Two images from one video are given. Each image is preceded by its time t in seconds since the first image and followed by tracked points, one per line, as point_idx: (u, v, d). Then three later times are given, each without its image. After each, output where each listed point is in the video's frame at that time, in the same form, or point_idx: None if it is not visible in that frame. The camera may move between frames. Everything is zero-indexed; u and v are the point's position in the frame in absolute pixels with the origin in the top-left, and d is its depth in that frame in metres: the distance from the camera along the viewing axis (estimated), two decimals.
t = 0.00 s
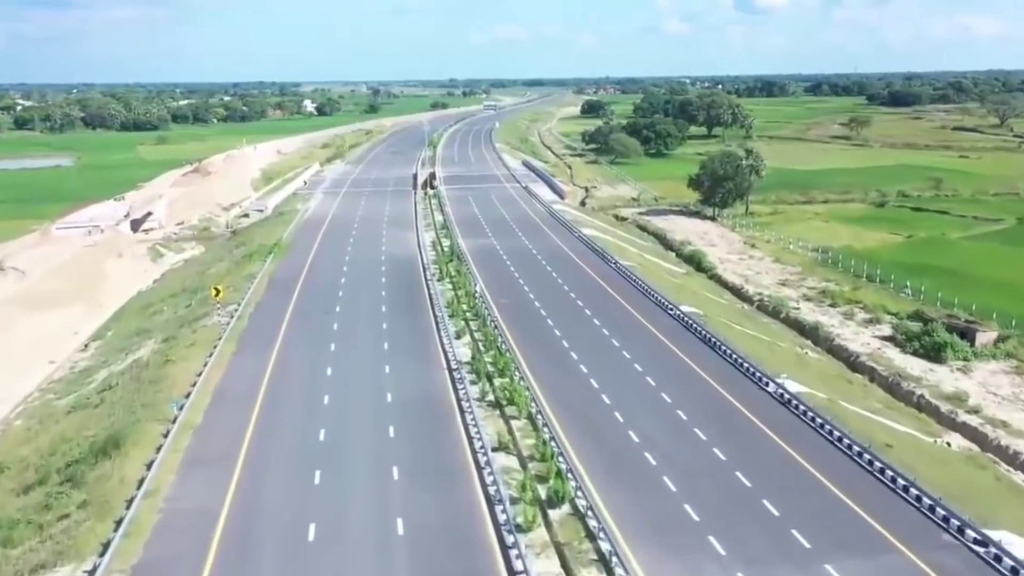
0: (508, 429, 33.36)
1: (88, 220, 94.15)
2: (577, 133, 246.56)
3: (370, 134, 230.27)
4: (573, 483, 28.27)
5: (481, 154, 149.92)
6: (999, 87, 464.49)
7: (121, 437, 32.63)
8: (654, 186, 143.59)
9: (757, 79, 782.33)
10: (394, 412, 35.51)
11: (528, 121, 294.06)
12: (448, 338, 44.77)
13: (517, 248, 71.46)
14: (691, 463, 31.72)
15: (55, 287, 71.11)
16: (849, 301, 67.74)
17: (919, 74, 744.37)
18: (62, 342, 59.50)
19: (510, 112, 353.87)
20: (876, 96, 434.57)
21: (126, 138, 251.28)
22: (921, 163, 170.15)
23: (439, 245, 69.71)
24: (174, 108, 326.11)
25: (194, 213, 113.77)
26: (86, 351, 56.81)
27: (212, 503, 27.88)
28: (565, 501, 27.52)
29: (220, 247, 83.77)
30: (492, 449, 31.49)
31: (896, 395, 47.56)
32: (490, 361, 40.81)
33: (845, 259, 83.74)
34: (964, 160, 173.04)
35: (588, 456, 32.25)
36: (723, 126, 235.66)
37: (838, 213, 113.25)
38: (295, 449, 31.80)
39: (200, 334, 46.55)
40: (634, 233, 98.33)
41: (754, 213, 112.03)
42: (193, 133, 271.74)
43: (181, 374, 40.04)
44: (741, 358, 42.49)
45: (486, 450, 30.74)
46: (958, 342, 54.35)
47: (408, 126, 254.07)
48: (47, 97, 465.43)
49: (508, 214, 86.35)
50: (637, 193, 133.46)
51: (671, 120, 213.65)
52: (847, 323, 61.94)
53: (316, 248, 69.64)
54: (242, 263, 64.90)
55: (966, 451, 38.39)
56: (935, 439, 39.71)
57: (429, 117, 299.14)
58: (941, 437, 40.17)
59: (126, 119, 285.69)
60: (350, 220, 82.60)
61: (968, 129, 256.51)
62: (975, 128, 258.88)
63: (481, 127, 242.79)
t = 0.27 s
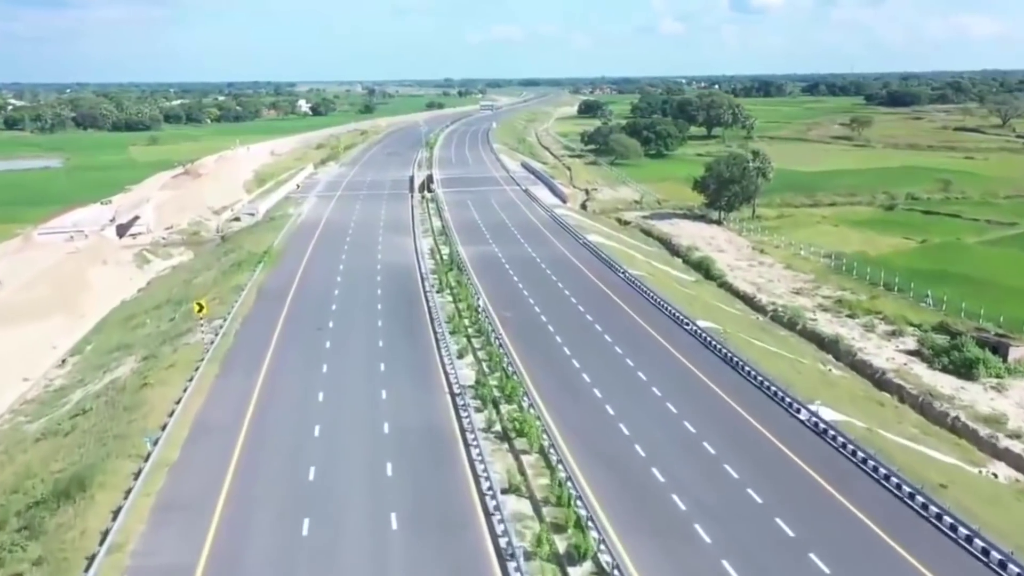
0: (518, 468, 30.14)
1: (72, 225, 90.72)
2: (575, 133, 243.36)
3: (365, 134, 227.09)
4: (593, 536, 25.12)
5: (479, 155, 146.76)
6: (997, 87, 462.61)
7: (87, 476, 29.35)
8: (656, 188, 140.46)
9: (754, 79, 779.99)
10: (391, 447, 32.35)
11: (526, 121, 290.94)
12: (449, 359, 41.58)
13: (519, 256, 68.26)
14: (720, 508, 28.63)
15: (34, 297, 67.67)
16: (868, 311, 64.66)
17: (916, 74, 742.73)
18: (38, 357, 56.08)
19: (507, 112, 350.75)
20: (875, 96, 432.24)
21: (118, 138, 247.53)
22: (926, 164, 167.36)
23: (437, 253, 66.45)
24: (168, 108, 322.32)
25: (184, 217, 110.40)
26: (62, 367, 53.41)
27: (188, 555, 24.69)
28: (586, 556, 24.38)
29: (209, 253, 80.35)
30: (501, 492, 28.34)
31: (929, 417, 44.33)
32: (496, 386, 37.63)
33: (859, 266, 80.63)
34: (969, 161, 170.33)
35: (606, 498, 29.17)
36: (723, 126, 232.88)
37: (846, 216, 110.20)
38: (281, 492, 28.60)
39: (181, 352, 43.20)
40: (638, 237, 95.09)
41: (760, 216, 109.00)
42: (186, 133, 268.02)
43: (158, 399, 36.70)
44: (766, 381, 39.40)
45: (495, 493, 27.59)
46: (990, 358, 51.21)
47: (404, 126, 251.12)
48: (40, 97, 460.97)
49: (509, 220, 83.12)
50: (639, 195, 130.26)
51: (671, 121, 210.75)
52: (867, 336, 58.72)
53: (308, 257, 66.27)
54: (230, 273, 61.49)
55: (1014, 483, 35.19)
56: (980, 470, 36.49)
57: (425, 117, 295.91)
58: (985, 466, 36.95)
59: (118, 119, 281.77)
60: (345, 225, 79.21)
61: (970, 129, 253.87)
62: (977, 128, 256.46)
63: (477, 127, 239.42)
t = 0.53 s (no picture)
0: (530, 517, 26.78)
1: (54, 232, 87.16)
2: (572, 134, 240.15)
3: (360, 135, 223.88)
4: None
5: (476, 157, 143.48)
6: (994, 87, 461.07)
7: (43, 528, 25.86)
8: (657, 191, 137.19)
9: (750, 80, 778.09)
10: (388, 490, 29.08)
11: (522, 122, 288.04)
12: (450, 384, 38.31)
13: (522, 266, 64.99)
14: (760, 564, 25.42)
15: (10, 311, 64.18)
16: (888, 322, 61.55)
17: (911, 75, 740.70)
18: (8, 377, 52.38)
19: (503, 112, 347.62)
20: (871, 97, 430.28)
21: (108, 139, 243.64)
22: (930, 165, 164.67)
23: (436, 262, 63.10)
24: (159, 109, 318.39)
25: (171, 223, 106.91)
26: (35, 388, 49.87)
27: None
28: None
29: (196, 261, 76.78)
30: (512, 546, 25.07)
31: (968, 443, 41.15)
32: (503, 416, 34.35)
33: (873, 273, 77.46)
34: (974, 162, 167.74)
35: (631, 553, 25.93)
36: (722, 127, 230.22)
37: (854, 220, 107.06)
38: (263, 547, 25.27)
39: (161, 374, 39.65)
40: (642, 242, 91.77)
41: (766, 220, 105.99)
42: (177, 134, 264.13)
43: (131, 432, 33.19)
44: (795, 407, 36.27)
45: (506, 549, 24.33)
46: None
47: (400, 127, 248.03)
48: (30, 97, 456.17)
49: (509, 226, 79.88)
50: (641, 198, 126.96)
51: (670, 122, 207.93)
52: (891, 350, 55.49)
53: (299, 267, 62.76)
54: (216, 284, 57.91)
55: None
56: None
57: (420, 117, 292.74)
58: None
59: (108, 119, 277.76)
60: (338, 233, 75.73)
61: (970, 130, 251.52)
62: (977, 129, 254.18)
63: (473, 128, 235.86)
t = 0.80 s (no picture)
0: None
1: (34, 240, 83.59)
2: (569, 134, 238.18)
3: (354, 135, 220.61)
4: None
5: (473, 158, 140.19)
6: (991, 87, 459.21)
7: None
8: (658, 193, 133.96)
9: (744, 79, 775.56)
10: (385, 542, 25.70)
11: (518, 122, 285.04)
12: (451, 412, 35.05)
13: (524, 274, 61.66)
14: None
15: None
16: (911, 335, 58.42)
17: (906, 74, 739.14)
18: None
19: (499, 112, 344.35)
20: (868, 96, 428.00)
21: (97, 139, 239.62)
22: (935, 166, 161.89)
23: (433, 271, 59.78)
24: (150, 108, 314.30)
25: (158, 228, 103.34)
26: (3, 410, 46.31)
27: None
28: None
29: (181, 269, 73.23)
30: None
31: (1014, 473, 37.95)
32: (511, 453, 31.12)
33: (889, 280, 74.34)
34: (978, 163, 165.01)
35: None
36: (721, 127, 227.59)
37: (863, 224, 104.00)
38: None
39: (133, 401, 36.14)
40: (646, 248, 88.51)
41: (772, 223, 102.92)
42: (168, 134, 260.09)
43: (97, 474, 29.76)
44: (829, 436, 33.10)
45: None
46: None
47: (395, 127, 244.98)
48: (19, 96, 451.06)
49: (510, 231, 76.49)
50: (642, 201, 123.68)
51: (669, 122, 205.01)
52: (917, 366, 52.34)
53: (288, 276, 59.34)
54: (200, 296, 54.47)
55: None
56: None
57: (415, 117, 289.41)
58: None
59: (98, 119, 273.57)
60: (331, 240, 72.26)
61: (971, 130, 248.98)
62: (978, 129, 251.61)
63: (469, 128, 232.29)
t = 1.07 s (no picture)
0: None
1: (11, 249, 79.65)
2: (565, 134, 236.52)
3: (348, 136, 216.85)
4: None
5: (470, 160, 136.56)
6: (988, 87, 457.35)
7: None
8: (660, 196, 130.46)
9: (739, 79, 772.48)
10: None
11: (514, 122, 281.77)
12: (455, 454, 31.28)
13: (528, 287, 57.92)
14: None
15: None
16: (940, 351, 54.94)
17: (902, 74, 737.82)
18: None
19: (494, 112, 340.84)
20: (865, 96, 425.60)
21: (86, 140, 235.29)
22: (940, 168, 158.86)
23: (432, 284, 56.01)
24: (141, 109, 309.82)
25: (143, 233, 99.45)
26: None
27: None
28: None
29: (164, 280, 69.41)
30: None
31: None
32: (525, 506, 27.36)
33: (909, 291, 70.87)
34: (984, 165, 162.07)
35: None
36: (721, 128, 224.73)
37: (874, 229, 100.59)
38: None
39: (98, 439, 32.30)
40: (653, 255, 84.95)
41: (781, 229, 99.47)
42: (158, 134, 255.63)
43: (50, 534, 25.90)
44: (881, 481, 29.30)
45: None
46: None
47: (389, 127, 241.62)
48: (8, 95, 445.56)
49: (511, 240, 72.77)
50: (645, 205, 120.13)
51: (669, 122, 201.86)
52: (952, 387, 48.82)
53: (277, 289, 55.56)
54: (181, 313, 50.65)
55: None
56: None
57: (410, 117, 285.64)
58: None
59: (88, 120, 269.00)
60: (323, 250, 68.44)
61: (973, 130, 246.19)
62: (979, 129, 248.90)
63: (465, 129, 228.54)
